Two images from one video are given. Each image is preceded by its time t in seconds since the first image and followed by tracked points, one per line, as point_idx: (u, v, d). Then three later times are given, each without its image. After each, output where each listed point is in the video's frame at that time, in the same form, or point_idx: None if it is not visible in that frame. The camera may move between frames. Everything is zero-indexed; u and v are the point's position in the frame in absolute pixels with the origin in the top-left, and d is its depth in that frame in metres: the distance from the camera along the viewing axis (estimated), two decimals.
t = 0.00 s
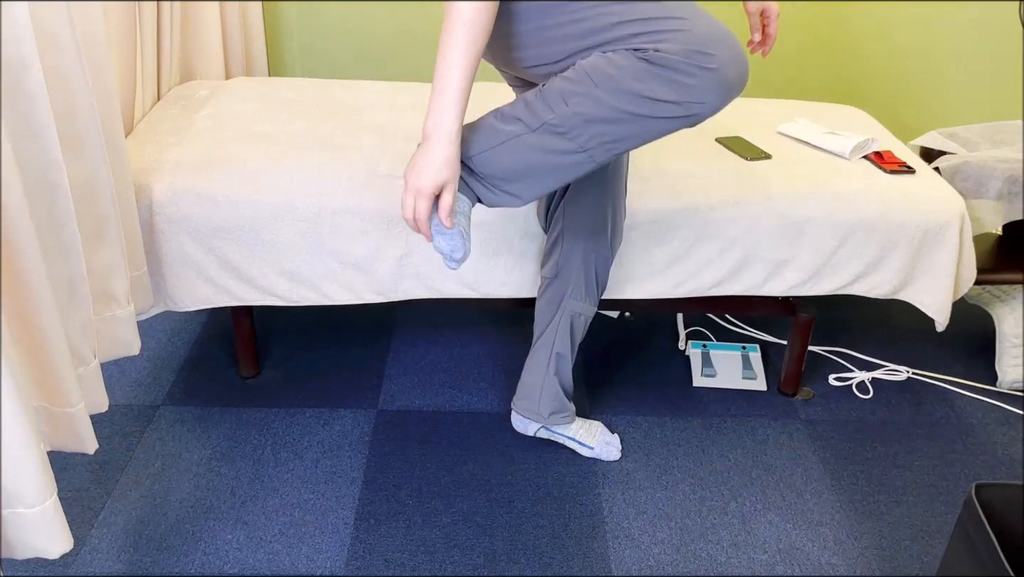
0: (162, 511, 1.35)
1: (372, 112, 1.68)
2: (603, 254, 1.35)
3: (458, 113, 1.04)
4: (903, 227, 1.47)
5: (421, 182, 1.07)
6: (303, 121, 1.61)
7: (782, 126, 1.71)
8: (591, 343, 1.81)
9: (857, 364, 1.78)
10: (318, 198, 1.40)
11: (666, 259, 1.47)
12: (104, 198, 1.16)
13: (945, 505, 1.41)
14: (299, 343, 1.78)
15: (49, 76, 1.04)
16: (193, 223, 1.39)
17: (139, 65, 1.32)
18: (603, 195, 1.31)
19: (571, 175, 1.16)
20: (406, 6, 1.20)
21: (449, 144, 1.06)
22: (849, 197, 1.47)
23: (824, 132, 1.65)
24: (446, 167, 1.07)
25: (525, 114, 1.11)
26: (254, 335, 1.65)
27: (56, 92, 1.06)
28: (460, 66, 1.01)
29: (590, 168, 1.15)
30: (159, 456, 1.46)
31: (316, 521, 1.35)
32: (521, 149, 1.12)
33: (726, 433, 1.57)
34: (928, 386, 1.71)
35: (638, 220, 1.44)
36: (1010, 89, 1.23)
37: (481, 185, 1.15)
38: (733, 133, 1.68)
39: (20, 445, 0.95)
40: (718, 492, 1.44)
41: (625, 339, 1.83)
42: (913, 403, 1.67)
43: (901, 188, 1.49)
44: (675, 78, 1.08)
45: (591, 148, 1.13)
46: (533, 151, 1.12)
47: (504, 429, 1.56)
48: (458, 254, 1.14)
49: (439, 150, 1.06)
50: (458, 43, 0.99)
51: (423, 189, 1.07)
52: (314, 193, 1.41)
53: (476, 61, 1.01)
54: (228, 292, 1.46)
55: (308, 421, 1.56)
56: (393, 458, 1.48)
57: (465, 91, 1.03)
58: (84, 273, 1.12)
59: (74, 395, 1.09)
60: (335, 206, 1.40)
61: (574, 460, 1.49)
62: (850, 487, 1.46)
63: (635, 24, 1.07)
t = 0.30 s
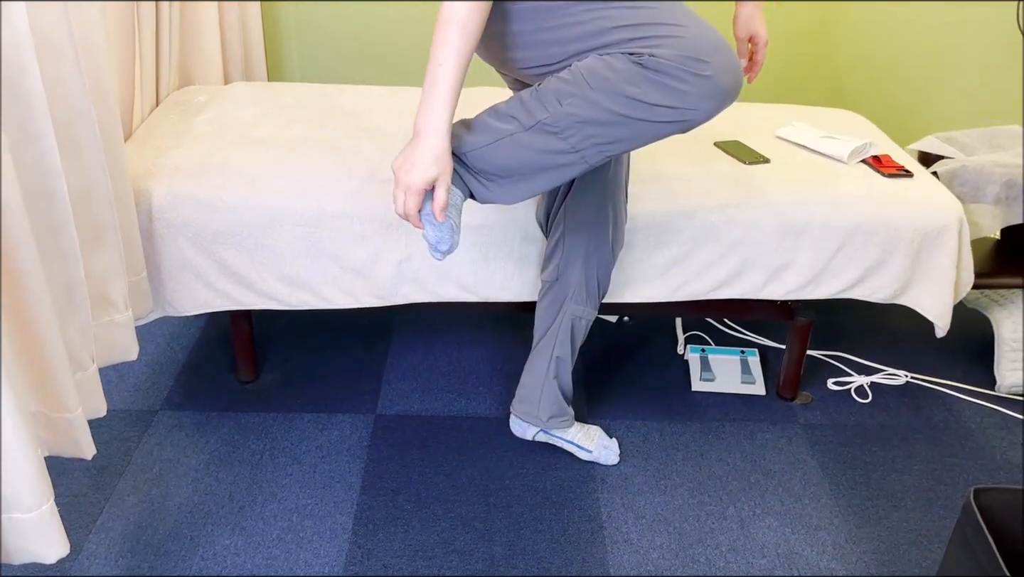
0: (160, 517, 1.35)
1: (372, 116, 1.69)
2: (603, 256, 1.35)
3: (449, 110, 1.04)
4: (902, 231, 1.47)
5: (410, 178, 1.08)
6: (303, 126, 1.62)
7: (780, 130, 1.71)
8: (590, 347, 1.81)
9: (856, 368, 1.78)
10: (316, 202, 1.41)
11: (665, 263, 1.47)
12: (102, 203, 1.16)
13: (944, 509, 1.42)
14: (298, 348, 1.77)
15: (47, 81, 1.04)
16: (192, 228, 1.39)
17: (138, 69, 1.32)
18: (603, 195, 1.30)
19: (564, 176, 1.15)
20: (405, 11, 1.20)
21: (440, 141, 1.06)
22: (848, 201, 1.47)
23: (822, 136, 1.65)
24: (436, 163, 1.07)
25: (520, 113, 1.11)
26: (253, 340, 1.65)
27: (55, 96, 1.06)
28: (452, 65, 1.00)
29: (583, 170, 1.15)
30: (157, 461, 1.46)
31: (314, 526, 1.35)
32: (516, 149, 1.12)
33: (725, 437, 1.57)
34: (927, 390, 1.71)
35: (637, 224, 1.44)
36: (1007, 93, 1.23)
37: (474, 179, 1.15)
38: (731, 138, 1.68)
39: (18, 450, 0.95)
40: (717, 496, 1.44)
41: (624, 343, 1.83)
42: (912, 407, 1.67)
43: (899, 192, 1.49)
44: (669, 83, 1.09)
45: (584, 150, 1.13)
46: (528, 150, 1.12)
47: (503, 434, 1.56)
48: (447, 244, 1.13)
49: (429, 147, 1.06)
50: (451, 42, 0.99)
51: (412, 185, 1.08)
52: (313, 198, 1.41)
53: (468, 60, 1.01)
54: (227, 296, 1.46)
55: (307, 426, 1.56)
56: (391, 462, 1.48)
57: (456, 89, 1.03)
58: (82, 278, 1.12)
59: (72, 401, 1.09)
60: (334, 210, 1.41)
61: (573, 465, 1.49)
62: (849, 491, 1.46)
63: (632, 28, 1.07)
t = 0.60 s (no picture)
0: (159, 520, 1.35)
1: (371, 118, 1.69)
2: (603, 256, 1.35)
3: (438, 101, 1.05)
4: (901, 233, 1.47)
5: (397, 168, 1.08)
6: (302, 128, 1.62)
7: (779, 132, 1.71)
8: (589, 350, 1.81)
9: (855, 370, 1.78)
10: (316, 205, 1.41)
11: (664, 266, 1.48)
12: (102, 207, 1.16)
13: (943, 511, 1.43)
14: (297, 351, 1.77)
15: (47, 85, 1.04)
16: (192, 231, 1.39)
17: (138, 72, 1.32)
18: (604, 195, 1.30)
19: (551, 176, 1.15)
20: (403, 14, 1.20)
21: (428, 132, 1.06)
22: (847, 204, 1.47)
23: (821, 138, 1.65)
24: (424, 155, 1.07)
25: (511, 109, 1.11)
26: (252, 343, 1.65)
27: (54, 99, 1.06)
28: (442, 56, 1.01)
29: (569, 171, 1.15)
30: (156, 464, 1.46)
31: (313, 529, 1.35)
32: (504, 144, 1.12)
33: (725, 439, 1.57)
34: (926, 392, 1.72)
35: (636, 227, 1.44)
36: (1006, 96, 1.24)
37: (461, 172, 1.15)
38: (730, 140, 1.68)
39: (17, 455, 0.95)
40: (716, 499, 1.44)
41: (623, 346, 1.83)
42: (911, 409, 1.67)
43: (898, 194, 1.50)
44: (660, 89, 1.09)
45: (571, 150, 1.13)
46: (515, 147, 1.12)
47: (502, 436, 1.56)
48: (428, 230, 1.12)
49: (416, 138, 1.06)
50: (442, 33, 1.00)
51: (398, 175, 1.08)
52: (313, 201, 1.41)
53: (459, 52, 1.01)
54: (226, 299, 1.46)
55: (306, 429, 1.56)
56: (391, 465, 1.48)
57: (446, 82, 1.04)
58: (82, 282, 1.12)
59: (71, 405, 1.09)
60: (334, 214, 1.41)
61: (573, 467, 1.49)
62: (848, 493, 1.46)
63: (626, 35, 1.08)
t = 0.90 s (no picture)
0: (159, 521, 1.35)
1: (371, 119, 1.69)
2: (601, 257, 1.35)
3: (444, 91, 1.05)
4: (900, 233, 1.47)
5: (419, 170, 1.07)
6: (302, 128, 1.62)
7: (778, 133, 1.71)
8: (589, 350, 1.81)
9: (855, 371, 1.78)
10: (316, 206, 1.41)
11: (663, 267, 1.48)
12: (102, 208, 1.16)
13: (944, 511, 1.43)
14: (297, 352, 1.77)
15: (47, 86, 1.04)
16: (192, 232, 1.39)
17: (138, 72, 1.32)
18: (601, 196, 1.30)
19: (543, 205, 1.16)
20: (403, 15, 1.20)
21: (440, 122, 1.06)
22: (846, 204, 1.47)
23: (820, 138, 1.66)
24: (441, 148, 1.07)
25: (502, 142, 1.11)
26: (252, 344, 1.65)
27: (54, 100, 1.06)
28: (442, 49, 1.02)
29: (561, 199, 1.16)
30: (156, 465, 1.46)
31: (313, 530, 1.35)
32: (501, 178, 1.12)
33: (724, 440, 1.57)
34: (925, 392, 1.72)
35: (636, 227, 1.44)
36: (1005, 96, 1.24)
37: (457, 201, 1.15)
38: (729, 140, 1.68)
39: (17, 456, 0.95)
40: (716, 499, 1.44)
41: (623, 346, 1.83)
42: (911, 409, 1.67)
43: (897, 194, 1.50)
44: (647, 117, 1.09)
45: (562, 180, 1.13)
46: (512, 180, 1.12)
47: (502, 437, 1.56)
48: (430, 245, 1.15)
49: (428, 135, 1.06)
50: (438, 28, 1.01)
51: (421, 174, 1.07)
52: (313, 201, 1.41)
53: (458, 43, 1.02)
54: (226, 300, 1.46)
55: (306, 429, 1.56)
56: (391, 465, 1.48)
57: (450, 74, 1.04)
58: (82, 283, 1.12)
59: (71, 405, 1.09)
60: (334, 214, 1.41)
61: (573, 467, 1.49)
62: (848, 493, 1.46)
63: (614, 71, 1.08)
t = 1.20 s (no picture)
0: (159, 522, 1.35)
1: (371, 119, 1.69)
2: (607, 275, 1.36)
3: (467, 42, 0.99)
4: (901, 232, 1.47)
5: (461, 132, 1.02)
6: (302, 129, 1.62)
7: (779, 132, 1.71)
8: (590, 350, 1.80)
9: (856, 370, 1.77)
10: (316, 206, 1.40)
11: (664, 268, 1.47)
12: (101, 208, 1.16)
13: (946, 511, 1.42)
14: (297, 352, 1.77)
15: (47, 85, 1.04)
16: (192, 232, 1.39)
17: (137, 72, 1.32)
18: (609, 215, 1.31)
19: (501, 366, 1.20)
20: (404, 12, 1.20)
21: (470, 74, 1.00)
22: (847, 203, 1.47)
23: (821, 137, 1.65)
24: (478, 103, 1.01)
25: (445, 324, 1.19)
26: (252, 345, 1.64)
27: (53, 99, 1.05)
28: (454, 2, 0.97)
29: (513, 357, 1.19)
30: (157, 466, 1.46)
31: (314, 531, 1.35)
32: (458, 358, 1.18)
33: (725, 440, 1.57)
34: (927, 391, 1.71)
35: (637, 227, 1.44)
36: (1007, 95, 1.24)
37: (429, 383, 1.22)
38: (729, 139, 1.68)
39: (16, 456, 0.95)
40: (717, 499, 1.43)
41: (624, 346, 1.83)
42: (913, 409, 1.67)
43: (898, 193, 1.49)
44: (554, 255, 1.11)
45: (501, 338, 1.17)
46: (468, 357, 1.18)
47: (502, 437, 1.55)
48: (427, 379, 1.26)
49: (464, 93, 1.00)
50: None
51: (463, 137, 1.01)
52: (312, 201, 1.41)
53: None
54: (226, 300, 1.46)
55: (307, 430, 1.56)
56: (392, 466, 1.48)
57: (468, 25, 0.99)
58: (82, 283, 1.12)
59: (71, 406, 1.09)
60: (334, 215, 1.40)
61: (574, 468, 1.48)
62: (850, 493, 1.46)
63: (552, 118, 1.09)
